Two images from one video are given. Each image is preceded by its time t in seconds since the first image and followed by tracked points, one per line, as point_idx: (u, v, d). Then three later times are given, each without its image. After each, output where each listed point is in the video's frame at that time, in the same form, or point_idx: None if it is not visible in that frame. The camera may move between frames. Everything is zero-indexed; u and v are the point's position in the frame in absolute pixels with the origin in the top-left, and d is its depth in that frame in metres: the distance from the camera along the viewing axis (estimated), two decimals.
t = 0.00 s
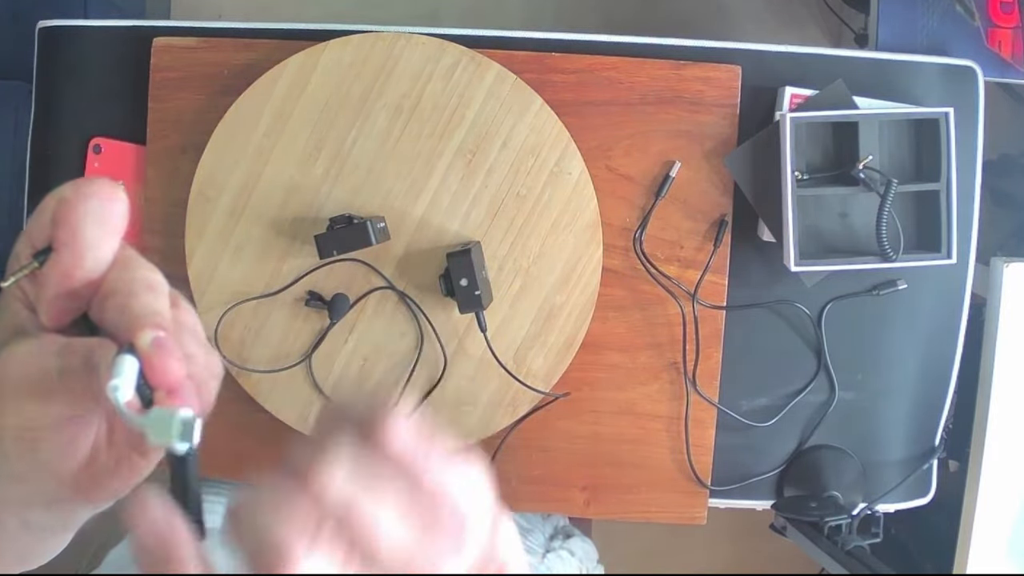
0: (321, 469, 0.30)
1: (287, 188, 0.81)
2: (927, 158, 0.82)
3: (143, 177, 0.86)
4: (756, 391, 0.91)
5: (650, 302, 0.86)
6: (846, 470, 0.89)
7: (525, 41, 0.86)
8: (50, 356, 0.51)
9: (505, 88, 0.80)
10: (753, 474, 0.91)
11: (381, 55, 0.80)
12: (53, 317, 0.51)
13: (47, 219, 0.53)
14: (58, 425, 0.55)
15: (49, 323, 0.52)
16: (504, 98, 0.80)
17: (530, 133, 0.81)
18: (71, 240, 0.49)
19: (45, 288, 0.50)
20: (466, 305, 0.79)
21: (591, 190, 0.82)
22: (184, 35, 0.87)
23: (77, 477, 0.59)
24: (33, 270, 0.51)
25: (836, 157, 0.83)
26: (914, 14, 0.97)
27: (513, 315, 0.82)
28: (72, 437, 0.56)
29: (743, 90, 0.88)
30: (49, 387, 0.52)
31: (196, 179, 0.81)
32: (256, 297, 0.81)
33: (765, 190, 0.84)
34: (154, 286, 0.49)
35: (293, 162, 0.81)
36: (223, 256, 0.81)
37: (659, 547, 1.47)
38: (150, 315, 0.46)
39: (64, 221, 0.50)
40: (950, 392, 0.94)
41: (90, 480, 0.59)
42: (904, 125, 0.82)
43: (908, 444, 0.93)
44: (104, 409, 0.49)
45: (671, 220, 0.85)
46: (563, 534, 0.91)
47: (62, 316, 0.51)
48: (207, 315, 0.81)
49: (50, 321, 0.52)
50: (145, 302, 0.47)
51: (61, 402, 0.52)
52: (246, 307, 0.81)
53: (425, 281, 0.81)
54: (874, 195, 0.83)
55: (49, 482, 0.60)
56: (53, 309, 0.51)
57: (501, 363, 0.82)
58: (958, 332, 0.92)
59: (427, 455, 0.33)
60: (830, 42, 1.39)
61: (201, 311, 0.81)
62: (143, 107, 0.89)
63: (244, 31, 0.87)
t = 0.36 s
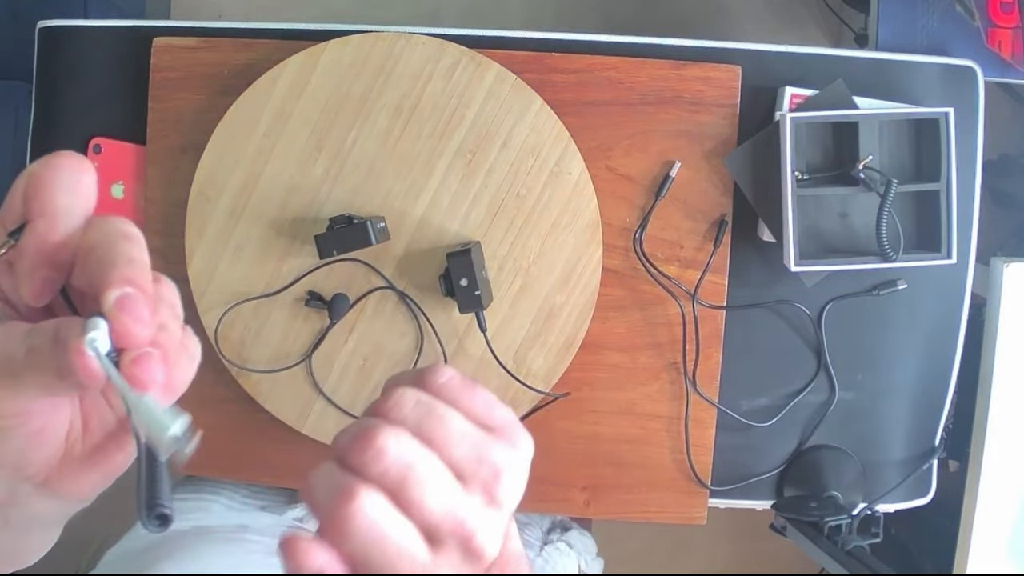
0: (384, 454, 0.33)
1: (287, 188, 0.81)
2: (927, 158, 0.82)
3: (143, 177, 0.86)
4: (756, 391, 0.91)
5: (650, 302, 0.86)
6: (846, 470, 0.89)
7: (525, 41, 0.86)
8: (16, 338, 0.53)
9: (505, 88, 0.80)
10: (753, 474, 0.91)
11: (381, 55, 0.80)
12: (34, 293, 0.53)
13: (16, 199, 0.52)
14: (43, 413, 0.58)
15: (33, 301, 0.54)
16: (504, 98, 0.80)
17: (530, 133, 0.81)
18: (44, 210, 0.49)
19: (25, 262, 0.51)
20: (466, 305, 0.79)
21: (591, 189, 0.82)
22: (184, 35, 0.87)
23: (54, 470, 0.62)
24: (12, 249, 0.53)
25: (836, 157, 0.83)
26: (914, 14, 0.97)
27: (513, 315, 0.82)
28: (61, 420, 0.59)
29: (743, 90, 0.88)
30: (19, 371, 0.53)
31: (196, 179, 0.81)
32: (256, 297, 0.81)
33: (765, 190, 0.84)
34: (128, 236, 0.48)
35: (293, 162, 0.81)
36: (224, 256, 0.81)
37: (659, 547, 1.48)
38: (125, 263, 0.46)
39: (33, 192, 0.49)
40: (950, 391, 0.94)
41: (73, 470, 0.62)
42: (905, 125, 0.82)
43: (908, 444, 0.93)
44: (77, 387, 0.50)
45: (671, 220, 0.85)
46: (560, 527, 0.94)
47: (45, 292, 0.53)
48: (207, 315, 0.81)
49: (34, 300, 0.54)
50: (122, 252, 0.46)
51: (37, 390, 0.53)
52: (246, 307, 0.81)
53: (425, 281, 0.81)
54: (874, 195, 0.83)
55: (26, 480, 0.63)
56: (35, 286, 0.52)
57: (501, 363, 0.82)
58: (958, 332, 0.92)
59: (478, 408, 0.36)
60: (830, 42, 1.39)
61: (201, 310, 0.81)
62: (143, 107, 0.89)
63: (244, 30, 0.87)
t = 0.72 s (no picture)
0: (471, 460, 0.41)
1: (287, 188, 0.81)
2: (927, 158, 0.82)
3: (144, 177, 0.86)
4: (756, 391, 0.91)
5: (650, 302, 0.86)
6: (846, 470, 0.90)
7: (525, 41, 0.86)
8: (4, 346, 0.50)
9: (505, 88, 0.80)
10: (752, 474, 0.92)
11: (381, 55, 0.80)
12: (20, 299, 0.49)
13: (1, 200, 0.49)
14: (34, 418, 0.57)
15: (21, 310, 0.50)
16: (504, 98, 0.80)
17: (530, 133, 0.81)
18: (28, 217, 0.46)
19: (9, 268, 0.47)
20: (466, 305, 0.79)
21: (591, 189, 0.82)
22: (184, 35, 0.87)
23: (41, 478, 0.62)
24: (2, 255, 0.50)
25: (836, 157, 0.83)
26: (914, 14, 0.97)
27: (513, 315, 0.82)
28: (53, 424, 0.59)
29: (743, 91, 0.88)
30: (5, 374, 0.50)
31: (196, 179, 0.81)
32: (256, 298, 0.81)
33: (765, 190, 0.85)
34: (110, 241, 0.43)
35: (293, 162, 0.81)
36: (224, 256, 0.81)
37: (660, 547, 1.48)
38: (109, 268, 0.41)
39: (17, 196, 0.46)
40: (950, 391, 0.94)
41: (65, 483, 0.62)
42: (905, 125, 0.82)
43: (908, 444, 0.93)
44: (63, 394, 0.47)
45: (671, 220, 0.85)
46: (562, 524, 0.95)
47: (29, 301, 0.49)
48: (207, 315, 0.81)
49: (19, 309, 0.50)
50: (108, 258, 0.41)
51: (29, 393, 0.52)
52: (246, 307, 0.81)
53: (425, 281, 0.81)
54: (874, 195, 0.83)
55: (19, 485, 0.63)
56: (17, 292, 0.48)
57: (501, 363, 0.82)
58: (957, 332, 0.92)
59: (529, 420, 0.46)
60: (830, 42, 1.39)
61: (201, 311, 0.81)
62: (143, 107, 0.89)
63: (244, 30, 0.87)
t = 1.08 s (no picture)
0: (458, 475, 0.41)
1: (287, 188, 0.81)
2: (928, 158, 0.82)
3: (144, 177, 0.86)
4: (756, 391, 0.91)
5: (650, 302, 0.86)
6: (846, 470, 0.90)
7: (525, 41, 0.86)
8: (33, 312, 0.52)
9: (505, 88, 0.80)
10: (752, 474, 0.91)
11: (381, 55, 0.80)
12: (50, 269, 0.53)
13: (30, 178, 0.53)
14: (53, 387, 0.58)
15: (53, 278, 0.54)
16: (504, 98, 0.80)
17: (530, 133, 0.81)
18: (57, 189, 0.50)
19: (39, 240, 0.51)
20: (466, 305, 0.79)
21: (591, 190, 0.82)
22: (184, 35, 0.87)
23: (63, 451, 0.62)
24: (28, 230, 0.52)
25: (835, 157, 0.83)
26: (914, 13, 0.97)
27: (513, 316, 0.82)
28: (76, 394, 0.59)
29: (743, 90, 0.88)
30: (39, 344, 0.52)
31: (196, 179, 0.81)
32: (256, 297, 0.81)
33: (764, 190, 0.85)
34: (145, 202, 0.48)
35: (293, 162, 0.81)
36: (224, 255, 0.81)
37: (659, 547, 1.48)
38: (146, 228, 0.46)
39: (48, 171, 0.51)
40: (950, 391, 0.94)
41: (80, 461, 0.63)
42: (905, 125, 0.82)
43: (908, 444, 0.93)
44: (98, 357, 0.50)
45: (671, 220, 0.85)
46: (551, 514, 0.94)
47: (59, 268, 0.53)
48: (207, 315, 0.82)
49: (51, 278, 0.54)
50: (144, 218, 0.47)
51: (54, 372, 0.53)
52: (247, 306, 0.81)
53: (425, 281, 0.81)
54: (874, 195, 0.83)
55: (36, 464, 0.63)
56: (48, 262, 0.53)
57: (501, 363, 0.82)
58: (957, 333, 0.92)
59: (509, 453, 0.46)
60: (830, 41, 1.39)
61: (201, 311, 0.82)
62: (143, 107, 0.89)
63: (244, 31, 0.87)
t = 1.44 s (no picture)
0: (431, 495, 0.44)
1: (287, 188, 0.81)
2: (928, 158, 0.82)
3: (143, 176, 0.86)
4: (756, 391, 0.91)
5: (650, 302, 0.86)
6: (846, 470, 0.90)
7: (525, 41, 0.86)
8: (43, 326, 0.52)
9: (505, 88, 0.80)
10: (752, 474, 0.91)
11: (381, 55, 0.80)
12: (52, 290, 0.54)
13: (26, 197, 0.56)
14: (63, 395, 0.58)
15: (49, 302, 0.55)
16: (504, 98, 0.81)
17: (530, 133, 0.81)
18: (53, 208, 0.54)
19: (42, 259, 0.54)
20: (466, 305, 0.79)
21: (591, 190, 0.82)
22: (184, 35, 0.87)
23: (86, 444, 0.62)
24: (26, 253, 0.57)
25: (835, 157, 0.83)
26: (915, 13, 0.97)
27: (513, 316, 0.82)
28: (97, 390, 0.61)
29: (743, 90, 0.88)
30: (54, 358, 0.52)
31: (196, 179, 0.81)
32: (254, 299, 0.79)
33: (764, 190, 0.85)
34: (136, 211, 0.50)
35: (293, 162, 0.81)
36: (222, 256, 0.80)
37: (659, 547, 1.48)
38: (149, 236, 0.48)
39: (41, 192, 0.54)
40: (950, 391, 0.94)
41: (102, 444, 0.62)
42: (905, 125, 0.82)
43: (908, 444, 0.93)
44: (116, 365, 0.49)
45: (671, 220, 0.85)
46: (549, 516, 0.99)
47: (62, 289, 0.54)
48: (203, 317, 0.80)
49: (52, 297, 0.55)
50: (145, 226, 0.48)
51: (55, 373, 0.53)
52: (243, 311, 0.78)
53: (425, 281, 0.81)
54: (874, 195, 0.83)
55: (50, 462, 0.62)
56: (52, 281, 0.54)
57: (501, 363, 0.82)
58: (957, 332, 0.92)
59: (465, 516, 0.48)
60: (830, 42, 1.39)
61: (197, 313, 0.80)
62: (143, 107, 0.89)
63: (244, 31, 0.87)
